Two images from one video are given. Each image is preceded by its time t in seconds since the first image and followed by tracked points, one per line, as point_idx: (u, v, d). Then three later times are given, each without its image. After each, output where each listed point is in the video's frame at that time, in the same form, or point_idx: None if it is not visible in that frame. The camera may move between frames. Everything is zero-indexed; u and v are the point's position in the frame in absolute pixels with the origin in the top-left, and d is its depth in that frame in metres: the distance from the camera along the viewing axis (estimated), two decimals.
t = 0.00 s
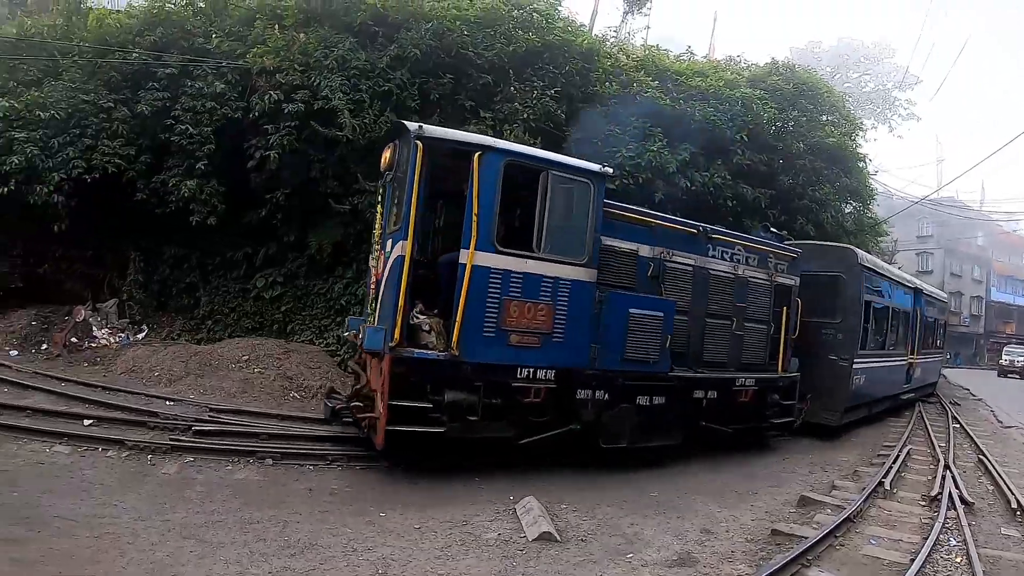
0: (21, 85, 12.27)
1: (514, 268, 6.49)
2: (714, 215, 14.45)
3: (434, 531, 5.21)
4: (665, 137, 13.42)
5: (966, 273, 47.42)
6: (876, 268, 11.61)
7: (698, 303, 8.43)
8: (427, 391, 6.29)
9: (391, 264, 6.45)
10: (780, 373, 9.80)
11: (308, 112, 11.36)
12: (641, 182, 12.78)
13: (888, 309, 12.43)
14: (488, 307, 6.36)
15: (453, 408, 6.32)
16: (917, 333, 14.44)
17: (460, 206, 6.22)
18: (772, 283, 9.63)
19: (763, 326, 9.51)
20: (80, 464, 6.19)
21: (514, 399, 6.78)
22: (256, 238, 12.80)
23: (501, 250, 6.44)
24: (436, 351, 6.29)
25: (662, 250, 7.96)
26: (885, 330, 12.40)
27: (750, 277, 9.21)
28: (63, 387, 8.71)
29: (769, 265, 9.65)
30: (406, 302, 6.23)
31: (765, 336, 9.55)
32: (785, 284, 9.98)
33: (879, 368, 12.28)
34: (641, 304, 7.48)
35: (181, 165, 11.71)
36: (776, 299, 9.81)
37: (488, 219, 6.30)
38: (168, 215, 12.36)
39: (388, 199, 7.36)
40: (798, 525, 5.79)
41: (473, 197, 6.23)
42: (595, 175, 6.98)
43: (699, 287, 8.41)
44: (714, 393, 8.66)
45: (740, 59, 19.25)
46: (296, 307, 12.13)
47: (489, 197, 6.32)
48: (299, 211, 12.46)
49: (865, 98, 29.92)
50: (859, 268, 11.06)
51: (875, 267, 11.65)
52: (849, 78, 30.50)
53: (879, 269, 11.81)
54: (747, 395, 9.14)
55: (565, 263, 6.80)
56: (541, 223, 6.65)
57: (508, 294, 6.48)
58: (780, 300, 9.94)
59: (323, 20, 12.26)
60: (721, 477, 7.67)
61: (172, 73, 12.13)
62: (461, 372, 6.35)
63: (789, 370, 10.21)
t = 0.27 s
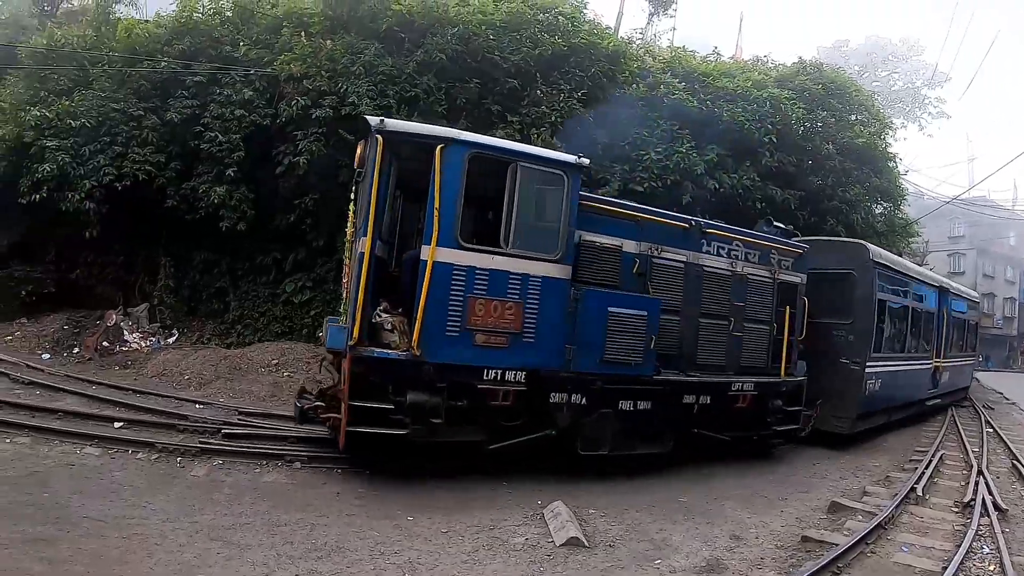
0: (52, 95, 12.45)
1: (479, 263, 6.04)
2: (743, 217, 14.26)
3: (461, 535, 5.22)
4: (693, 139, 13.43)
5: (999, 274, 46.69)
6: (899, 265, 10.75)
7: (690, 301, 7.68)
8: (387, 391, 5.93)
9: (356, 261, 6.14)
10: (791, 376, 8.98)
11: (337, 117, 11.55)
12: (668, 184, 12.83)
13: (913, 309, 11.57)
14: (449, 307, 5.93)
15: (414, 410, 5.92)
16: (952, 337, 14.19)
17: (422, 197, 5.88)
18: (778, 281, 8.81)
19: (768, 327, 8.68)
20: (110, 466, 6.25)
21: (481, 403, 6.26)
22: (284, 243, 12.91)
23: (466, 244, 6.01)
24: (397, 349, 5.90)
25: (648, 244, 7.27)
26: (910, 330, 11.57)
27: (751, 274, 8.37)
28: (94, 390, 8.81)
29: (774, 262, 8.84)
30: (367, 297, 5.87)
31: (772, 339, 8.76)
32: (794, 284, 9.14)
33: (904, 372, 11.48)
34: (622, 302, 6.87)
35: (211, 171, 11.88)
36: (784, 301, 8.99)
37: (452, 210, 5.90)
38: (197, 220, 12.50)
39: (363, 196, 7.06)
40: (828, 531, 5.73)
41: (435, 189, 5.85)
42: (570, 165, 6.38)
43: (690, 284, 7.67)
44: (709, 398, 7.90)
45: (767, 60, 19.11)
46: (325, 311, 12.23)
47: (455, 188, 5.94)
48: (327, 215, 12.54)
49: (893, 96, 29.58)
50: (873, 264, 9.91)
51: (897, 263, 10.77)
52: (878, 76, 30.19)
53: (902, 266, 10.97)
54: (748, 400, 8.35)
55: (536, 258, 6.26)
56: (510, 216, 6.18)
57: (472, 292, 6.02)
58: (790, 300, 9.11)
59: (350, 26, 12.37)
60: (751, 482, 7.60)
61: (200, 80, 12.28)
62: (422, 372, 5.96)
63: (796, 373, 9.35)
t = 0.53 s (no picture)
0: (74, 103, 12.58)
1: (410, 258, 5.98)
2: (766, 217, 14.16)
3: (480, 537, 5.20)
4: (713, 138, 13.43)
5: None
6: (903, 261, 10.14)
7: (655, 296, 7.48)
8: (319, 389, 5.88)
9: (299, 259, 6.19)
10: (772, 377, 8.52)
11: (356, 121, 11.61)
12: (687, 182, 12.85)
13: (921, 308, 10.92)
14: (378, 302, 5.90)
15: (345, 409, 5.85)
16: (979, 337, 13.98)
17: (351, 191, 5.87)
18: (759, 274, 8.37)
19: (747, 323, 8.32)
20: (131, 467, 6.28)
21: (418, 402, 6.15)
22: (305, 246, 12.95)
23: (398, 238, 5.96)
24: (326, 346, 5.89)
25: (607, 236, 7.05)
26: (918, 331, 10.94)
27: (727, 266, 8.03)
28: (118, 393, 8.87)
29: (755, 254, 8.37)
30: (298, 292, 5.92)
31: (752, 336, 8.36)
32: (779, 278, 8.66)
33: (911, 373, 10.83)
34: (574, 296, 6.56)
35: (232, 177, 12.14)
36: (767, 296, 8.51)
37: (380, 204, 5.88)
38: (219, 224, 12.58)
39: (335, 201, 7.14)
40: (850, 535, 5.67)
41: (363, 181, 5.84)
42: (508, 151, 6.22)
43: (655, 278, 7.44)
44: (676, 401, 7.46)
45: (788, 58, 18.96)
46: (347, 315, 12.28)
47: (386, 180, 5.91)
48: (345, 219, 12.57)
49: (916, 92, 29.28)
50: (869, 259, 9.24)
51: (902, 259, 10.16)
52: (900, 72, 29.92)
53: (908, 261, 10.34)
54: (722, 403, 7.87)
55: (471, 250, 6.14)
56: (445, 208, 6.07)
57: (403, 288, 5.96)
58: (774, 296, 8.65)
59: (367, 30, 12.34)
60: (773, 485, 7.53)
61: (221, 87, 12.48)
62: (353, 370, 5.86)
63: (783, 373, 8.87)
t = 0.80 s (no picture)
0: (85, 106, 12.81)
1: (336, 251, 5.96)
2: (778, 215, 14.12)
3: (490, 536, 5.20)
4: (723, 134, 13.46)
5: None
6: (889, 250, 9.58)
7: (608, 288, 7.27)
8: (250, 383, 5.97)
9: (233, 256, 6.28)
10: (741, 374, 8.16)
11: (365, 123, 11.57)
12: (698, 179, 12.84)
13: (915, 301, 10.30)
14: (304, 296, 5.91)
15: (275, 404, 5.88)
16: (996, 333, 13.83)
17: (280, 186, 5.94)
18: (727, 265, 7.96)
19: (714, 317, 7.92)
20: (142, 467, 6.30)
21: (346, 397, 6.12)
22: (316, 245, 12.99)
23: (326, 231, 5.97)
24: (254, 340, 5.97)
25: (552, 226, 6.92)
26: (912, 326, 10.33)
27: (689, 256, 7.68)
28: (130, 393, 8.92)
29: (722, 244, 7.97)
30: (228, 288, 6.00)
31: (721, 331, 7.98)
32: (752, 270, 8.24)
33: (904, 371, 10.25)
34: (510, 289, 6.44)
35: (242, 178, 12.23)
36: (739, 288, 8.10)
37: (307, 199, 5.92)
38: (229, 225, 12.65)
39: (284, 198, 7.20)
40: (863, 534, 5.63)
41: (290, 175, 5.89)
42: (440, 139, 6.10)
43: (606, 270, 7.23)
44: (629, 401, 7.18)
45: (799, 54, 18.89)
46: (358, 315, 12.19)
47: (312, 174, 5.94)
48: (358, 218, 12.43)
49: (928, 86, 29.15)
50: (846, 248, 8.73)
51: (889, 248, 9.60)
52: (912, 67, 29.80)
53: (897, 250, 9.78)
54: (682, 402, 7.51)
55: (400, 242, 6.08)
56: (371, 199, 6.04)
57: (331, 281, 5.95)
58: (748, 290, 8.23)
59: (376, 31, 12.30)
60: (784, 483, 7.50)
61: (231, 89, 12.59)
62: (281, 364, 5.88)
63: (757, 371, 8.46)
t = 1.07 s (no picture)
0: (93, 109, 13.11)
1: (259, 245, 6.05)
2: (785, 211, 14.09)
3: (498, 534, 5.19)
4: (730, 130, 13.46)
5: None
6: (869, 241, 9.10)
7: (550, 280, 7.15)
8: (181, 375, 6.16)
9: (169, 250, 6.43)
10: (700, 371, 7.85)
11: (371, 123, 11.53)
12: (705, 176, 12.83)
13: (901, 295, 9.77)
14: (228, 288, 6.00)
15: (204, 396, 6.04)
16: (1007, 329, 13.74)
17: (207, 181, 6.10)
18: (680, 255, 7.74)
19: (668, 309, 7.73)
20: (151, 467, 6.33)
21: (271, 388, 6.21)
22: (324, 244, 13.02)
23: (251, 225, 6.07)
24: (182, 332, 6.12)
25: (488, 215, 6.86)
26: (900, 321, 9.78)
27: (638, 245, 7.53)
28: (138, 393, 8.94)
29: (676, 232, 7.76)
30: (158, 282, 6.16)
31: (675, 324, 7.77)
32: (710, 259, 7.99)
33: (890, 368, 9.69)
34: (438, 281, 6.45)
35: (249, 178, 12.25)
36: (694, 279, 7.86)
37: (232, 192, 6.03)
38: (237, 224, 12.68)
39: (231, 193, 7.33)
40: (871, 531, 5.61)
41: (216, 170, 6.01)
42: (364, 129, 6.18)
43: (548, 261, 7.13)
44: (570, 397, 6.94)
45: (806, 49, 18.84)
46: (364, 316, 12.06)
47: (238, 169, 6.06)
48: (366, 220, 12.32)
49: (936, 80, 29.06)
50: (815, 237, 8.28)
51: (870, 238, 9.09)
52: (920, 61, 29.72)
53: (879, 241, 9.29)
54: (630, 400, 7.20)
55: (324, 235, 6.13)
56: (295, 193, 6.12)
57: (254, 274, 6.04)
58: (707, 281, 7.97)
59: (382, 31, 12.29)
60: (792, 481, 7.48)
61: (238, 91, 12.70)
62: (207, 356, 5.99)
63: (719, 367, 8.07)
